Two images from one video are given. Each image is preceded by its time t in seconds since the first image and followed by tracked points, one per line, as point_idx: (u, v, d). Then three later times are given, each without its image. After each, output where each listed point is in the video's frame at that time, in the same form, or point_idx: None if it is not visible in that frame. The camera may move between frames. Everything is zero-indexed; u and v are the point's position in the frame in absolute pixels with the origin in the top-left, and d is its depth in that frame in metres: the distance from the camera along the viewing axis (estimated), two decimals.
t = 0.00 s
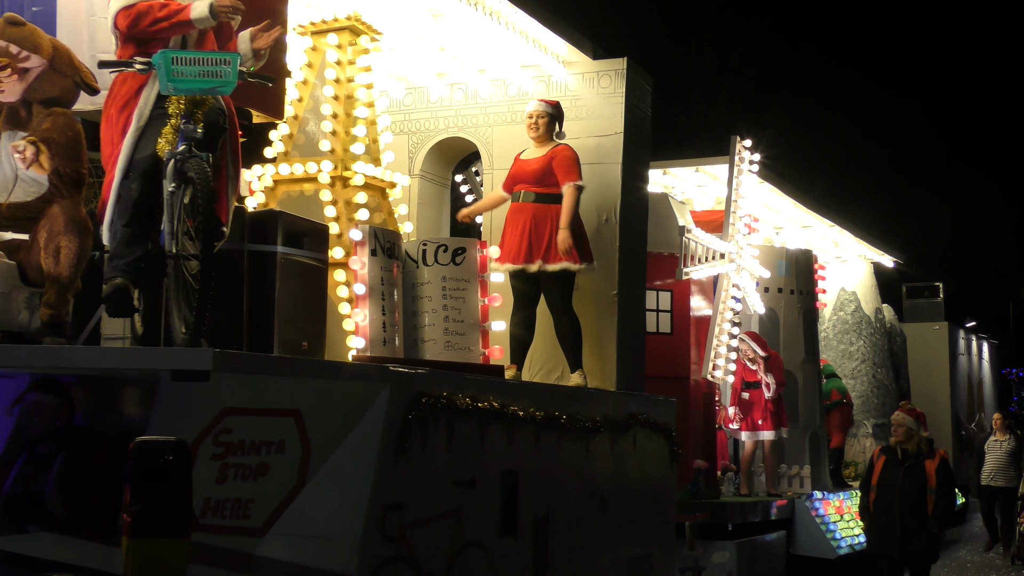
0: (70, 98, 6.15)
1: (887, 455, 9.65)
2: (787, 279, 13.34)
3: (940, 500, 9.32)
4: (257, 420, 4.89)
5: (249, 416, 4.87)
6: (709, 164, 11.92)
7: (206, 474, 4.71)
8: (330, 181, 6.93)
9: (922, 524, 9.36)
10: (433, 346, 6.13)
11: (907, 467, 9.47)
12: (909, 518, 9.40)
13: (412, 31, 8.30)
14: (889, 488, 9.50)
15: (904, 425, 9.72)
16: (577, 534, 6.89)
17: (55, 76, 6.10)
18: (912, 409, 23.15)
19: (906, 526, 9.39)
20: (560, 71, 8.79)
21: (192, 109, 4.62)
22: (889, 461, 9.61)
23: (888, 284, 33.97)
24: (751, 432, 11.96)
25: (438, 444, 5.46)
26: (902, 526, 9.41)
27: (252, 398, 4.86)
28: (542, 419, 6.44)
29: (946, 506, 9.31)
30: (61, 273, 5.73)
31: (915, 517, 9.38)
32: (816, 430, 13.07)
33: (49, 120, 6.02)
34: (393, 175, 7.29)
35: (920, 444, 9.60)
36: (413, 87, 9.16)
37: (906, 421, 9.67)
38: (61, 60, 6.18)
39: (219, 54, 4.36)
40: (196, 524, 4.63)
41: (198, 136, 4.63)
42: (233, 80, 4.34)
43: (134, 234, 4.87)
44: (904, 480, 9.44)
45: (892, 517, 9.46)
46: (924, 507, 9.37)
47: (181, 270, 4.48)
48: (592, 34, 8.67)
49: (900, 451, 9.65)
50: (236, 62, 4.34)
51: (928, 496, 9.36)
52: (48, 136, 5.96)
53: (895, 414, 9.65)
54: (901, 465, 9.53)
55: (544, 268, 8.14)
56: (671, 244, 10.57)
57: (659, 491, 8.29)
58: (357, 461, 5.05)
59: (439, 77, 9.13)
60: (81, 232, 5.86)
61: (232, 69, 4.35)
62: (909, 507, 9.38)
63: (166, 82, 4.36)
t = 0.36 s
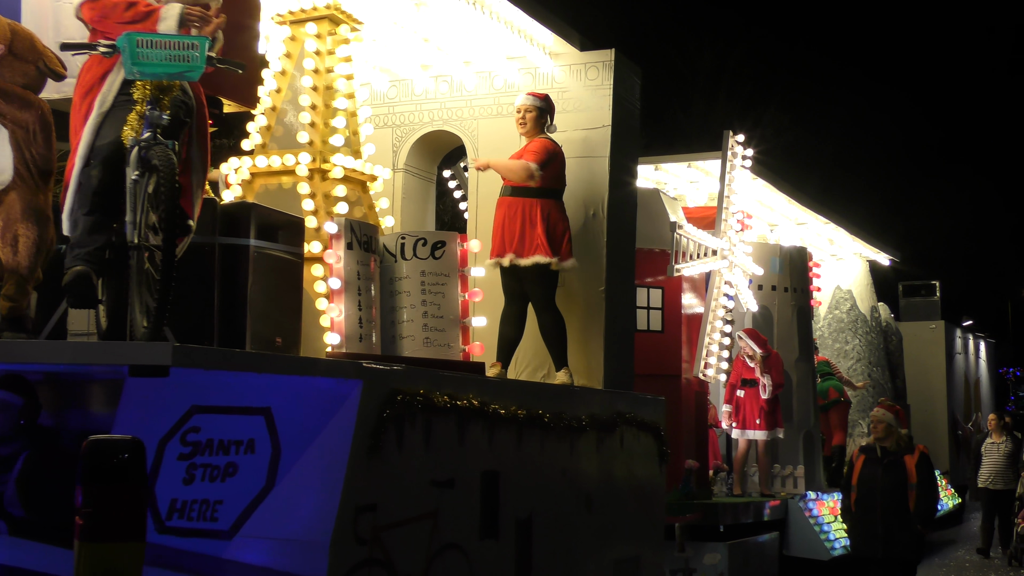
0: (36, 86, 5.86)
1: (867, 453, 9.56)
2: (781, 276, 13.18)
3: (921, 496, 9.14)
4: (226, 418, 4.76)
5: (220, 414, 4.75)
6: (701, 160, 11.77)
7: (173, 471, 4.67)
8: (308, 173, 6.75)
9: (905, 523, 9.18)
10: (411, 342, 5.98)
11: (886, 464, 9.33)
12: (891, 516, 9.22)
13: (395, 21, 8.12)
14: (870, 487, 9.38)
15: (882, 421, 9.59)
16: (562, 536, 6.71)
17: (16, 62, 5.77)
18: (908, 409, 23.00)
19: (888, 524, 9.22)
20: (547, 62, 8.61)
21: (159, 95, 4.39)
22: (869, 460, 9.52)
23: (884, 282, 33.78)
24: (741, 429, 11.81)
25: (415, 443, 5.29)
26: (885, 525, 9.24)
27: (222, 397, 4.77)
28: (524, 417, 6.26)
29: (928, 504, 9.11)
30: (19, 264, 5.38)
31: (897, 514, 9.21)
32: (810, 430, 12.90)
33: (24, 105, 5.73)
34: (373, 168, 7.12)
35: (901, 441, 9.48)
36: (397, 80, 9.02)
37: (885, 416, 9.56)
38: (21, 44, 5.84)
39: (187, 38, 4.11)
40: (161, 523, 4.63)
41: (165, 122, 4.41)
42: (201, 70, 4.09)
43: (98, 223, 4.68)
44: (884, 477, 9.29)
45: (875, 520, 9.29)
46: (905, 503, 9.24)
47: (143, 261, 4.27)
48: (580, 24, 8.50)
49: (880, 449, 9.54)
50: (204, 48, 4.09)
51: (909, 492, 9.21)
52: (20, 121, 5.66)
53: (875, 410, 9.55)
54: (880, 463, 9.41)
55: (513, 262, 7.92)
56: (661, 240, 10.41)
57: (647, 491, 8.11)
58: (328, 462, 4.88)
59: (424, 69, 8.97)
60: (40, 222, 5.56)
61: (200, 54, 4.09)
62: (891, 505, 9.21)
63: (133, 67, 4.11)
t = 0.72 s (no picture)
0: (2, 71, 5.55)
1: (853, 454, 9.44)
2: (775, 274, 13.04)
3: (908, 495, 9.03)
4: (192, 417, 4.72)
5: (183, 414, 4.74)
6: (693, 155, 11.60)
7: (138, 473, 4.74)
8: (285, 165, 6.58)
9: (891, 523, 9.06)
10: (388, 338, 5.87)
11: (871, 465, 9.22)
12: (877, 511, 9.10)
13: (376, 12, 7.99)
14: (856, 489, 9.24)
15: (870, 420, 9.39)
16: (545, 537, 6.54)
17: None
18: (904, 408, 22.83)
19: (873, 526, 9.07)
20: (532, 54, 8.48)
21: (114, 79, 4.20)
22: (854, 461, 9.40)
23: (881, 281, 33.59)
24: (737, 429, 11.61)
25: (390, 443, 5.11)
26: (870, 525, 9.09)
27: (185, 397, 4.74)
28: (505, 415, 6.09)
29: (914, 503, 9.01)
30: None
31: (882, 518, 9.06)
32: (805, 428, 12.72)
33: None
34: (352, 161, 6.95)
35: (888, 441, 9.32)
36: (381, 72, 8.91)
37: (873, 416, 9.34)
38: None
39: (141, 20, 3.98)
40: (125, 526, 4.70)
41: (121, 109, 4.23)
42: (158, 51, 3.96)
43: (56, 218, 4.51)
44: (868, 479, 9.19)
45: (860, 520, 9.15)
46: (891, 504, 9.09)
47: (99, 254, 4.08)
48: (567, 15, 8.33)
49: (867, 449, 9.40)
50: (161, 28, 3.98)
51: (895, 492, 9.09)
52: None
53: (862, 411, 9.31)
54: (866, 463, 9.30)
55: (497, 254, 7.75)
56: (652, 237, 10.29)
57: (635, 491, 7.94)
58: (297, 462, 4.64)
59: (408, 62, 8.85)
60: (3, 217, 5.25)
61: (156, 35, 3.98)
62: (876, 506, 9.10)
63: (85, 50, 3.93)
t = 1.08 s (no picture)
0: None
1: (842, 453, 9.33)
2: (769, 271, 12.85)
3: (892, 501, 8.82)
4: (154, 415, 4.49)
5: (146, 411, 4.49)
6: (685, 151, 11.42)
7: (98, 474, 4.48)
8: (261, 158, 6.41)
9: (873, 528, 8.91)
10: (362, 335, 5.73)
11: (858, 467, 9.05)
12: (861, 518, 8.99)
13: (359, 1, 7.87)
14: (841, 490, 9.19)
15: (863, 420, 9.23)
16: (527, 539, 6.36)
17: None
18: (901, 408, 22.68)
19: (856, 529, 9.02)
20: (517, 45, 8.33)
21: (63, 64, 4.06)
22: (843, 460, 9.30)
23: (878, 279, 33.43)
24: (730, 429, 11.46)
25: (362, 443, 4.93)
26: (853, 529, 9.04)
27: (151, 393, 4.51)
28: (483, 415, 5.91)
29: (898, 509, 8.80)
30: None
31: (866, 519, 8.95)
32: (799, 428, 12.55)
33: None
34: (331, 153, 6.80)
35: (878, 443, 9.10)
36: (363, 64, 8.79)
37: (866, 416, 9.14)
38: None
39: None
40: (84, 530, 4.46)
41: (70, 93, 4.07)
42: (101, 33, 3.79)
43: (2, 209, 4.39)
44: (855, 481, 9.05)
45: (845, 522, 9.11)
46: (874, 508, 8.95)
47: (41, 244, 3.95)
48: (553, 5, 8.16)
49: (857, 450, 9.22)
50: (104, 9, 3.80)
51: (879, 497, 8.90)
52: None
53: (855, 411, 9.22)
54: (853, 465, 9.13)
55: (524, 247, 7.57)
56: (642, 232, 10.09)
57: (623, 492, 7.77)
58: (263, 462, 4.42)
59: (391, 53, 8.72)
60: None
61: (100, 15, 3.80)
62: (859, 509, 8.97)
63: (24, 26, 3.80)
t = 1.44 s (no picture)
0: None
1: (832, 447, 9.17)
2: (761, 267, 12.69)
3: (881, 498, 8.68)
4: (117, 417, 4.15)
5: (110, 411, 4.15)
6: (677, 146, 11.25)
7: (58, 477, 4.08)
8: (236, 148, 6.22)
9: (863, 526, 8.76)
10: (337, 332, 5.57)
11: (848, 462, 8.93)
12: (850, 517, 8.82)
13: None
14: (831, 484, 8.99)
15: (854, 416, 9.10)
16: (509, 541, 6.19)
17: None
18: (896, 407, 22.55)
19: (846, 526, 8.82)
20: (502, 35, 8.20)
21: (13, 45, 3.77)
22: (833, 455, 9.13)
23: (874, 278, 33.32)
24: (725, 429, 11.28)
25: (334, 444, 4.74)
26: (842, 526, 8.84)
27: (114, 392, 4.17)
28: (462, 415, 5.74)
29: (888, 505, 8.65)
30: None
31: (856, 516, 8.79)
32: (792, 427, 12.41)
33: None
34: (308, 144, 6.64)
35: (870, 438, 8.98)
36: (346, 56, 8.67)
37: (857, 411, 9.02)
38: None
39: None
40: (42, 534, 4.04)
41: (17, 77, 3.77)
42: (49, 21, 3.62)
43: None
44: (844, 476, 8.91)
45: (834, 519, 8.89)
46: (865, 505, 8.79)
47: None
48: None
49: (847, 444, 9.08)
50: None
51: (869, 494, 8.76)
52: None
53: (846, 405, 9.00)
54: (843, 459, 9.01)
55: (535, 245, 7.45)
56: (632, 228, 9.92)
57: (610, 493, 7.59)
58: (227, 464, 4.13)
59: (374, 44, 8.61)
60: None
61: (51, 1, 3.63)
62: (848, 505, 8.81)
63: None
